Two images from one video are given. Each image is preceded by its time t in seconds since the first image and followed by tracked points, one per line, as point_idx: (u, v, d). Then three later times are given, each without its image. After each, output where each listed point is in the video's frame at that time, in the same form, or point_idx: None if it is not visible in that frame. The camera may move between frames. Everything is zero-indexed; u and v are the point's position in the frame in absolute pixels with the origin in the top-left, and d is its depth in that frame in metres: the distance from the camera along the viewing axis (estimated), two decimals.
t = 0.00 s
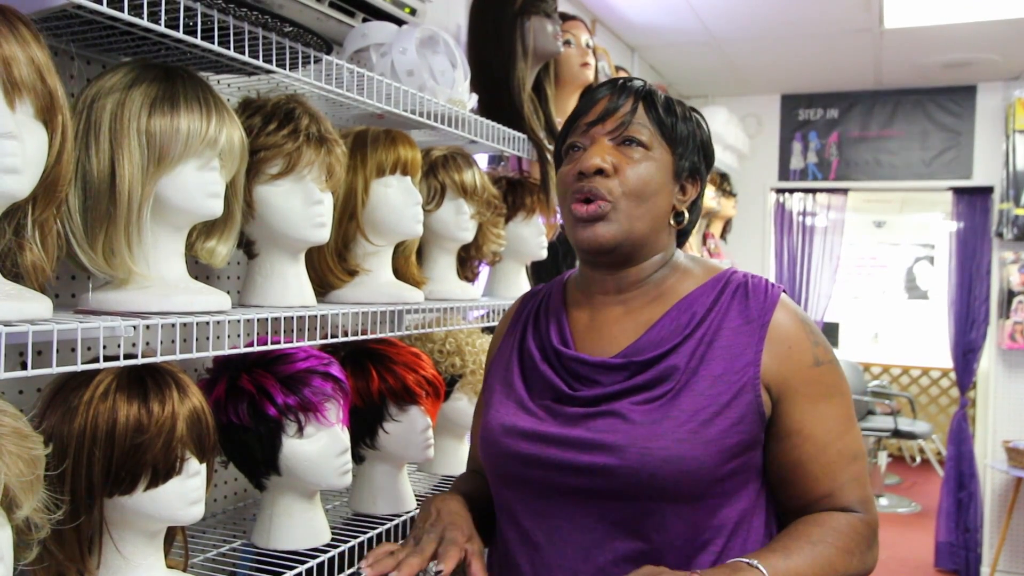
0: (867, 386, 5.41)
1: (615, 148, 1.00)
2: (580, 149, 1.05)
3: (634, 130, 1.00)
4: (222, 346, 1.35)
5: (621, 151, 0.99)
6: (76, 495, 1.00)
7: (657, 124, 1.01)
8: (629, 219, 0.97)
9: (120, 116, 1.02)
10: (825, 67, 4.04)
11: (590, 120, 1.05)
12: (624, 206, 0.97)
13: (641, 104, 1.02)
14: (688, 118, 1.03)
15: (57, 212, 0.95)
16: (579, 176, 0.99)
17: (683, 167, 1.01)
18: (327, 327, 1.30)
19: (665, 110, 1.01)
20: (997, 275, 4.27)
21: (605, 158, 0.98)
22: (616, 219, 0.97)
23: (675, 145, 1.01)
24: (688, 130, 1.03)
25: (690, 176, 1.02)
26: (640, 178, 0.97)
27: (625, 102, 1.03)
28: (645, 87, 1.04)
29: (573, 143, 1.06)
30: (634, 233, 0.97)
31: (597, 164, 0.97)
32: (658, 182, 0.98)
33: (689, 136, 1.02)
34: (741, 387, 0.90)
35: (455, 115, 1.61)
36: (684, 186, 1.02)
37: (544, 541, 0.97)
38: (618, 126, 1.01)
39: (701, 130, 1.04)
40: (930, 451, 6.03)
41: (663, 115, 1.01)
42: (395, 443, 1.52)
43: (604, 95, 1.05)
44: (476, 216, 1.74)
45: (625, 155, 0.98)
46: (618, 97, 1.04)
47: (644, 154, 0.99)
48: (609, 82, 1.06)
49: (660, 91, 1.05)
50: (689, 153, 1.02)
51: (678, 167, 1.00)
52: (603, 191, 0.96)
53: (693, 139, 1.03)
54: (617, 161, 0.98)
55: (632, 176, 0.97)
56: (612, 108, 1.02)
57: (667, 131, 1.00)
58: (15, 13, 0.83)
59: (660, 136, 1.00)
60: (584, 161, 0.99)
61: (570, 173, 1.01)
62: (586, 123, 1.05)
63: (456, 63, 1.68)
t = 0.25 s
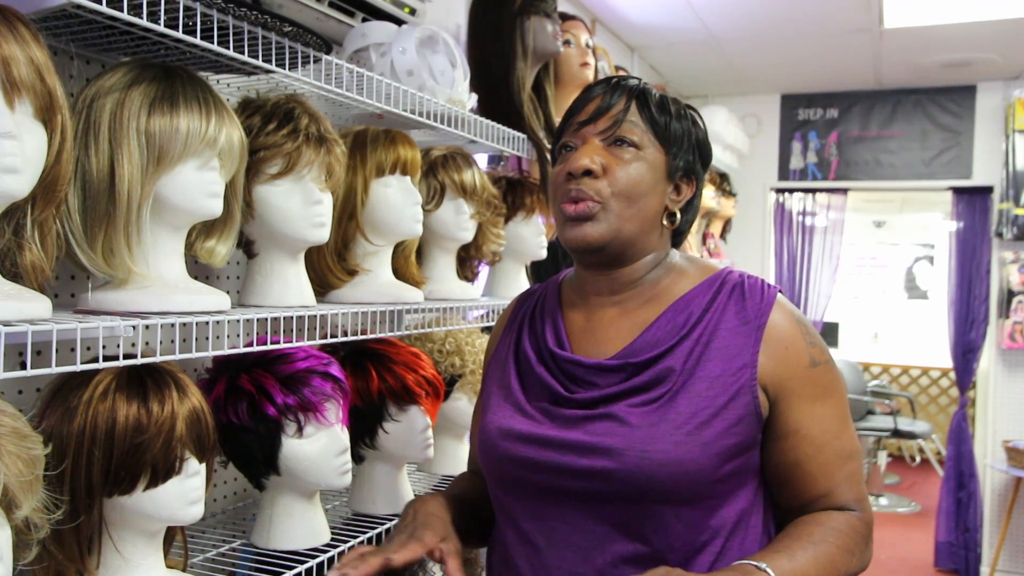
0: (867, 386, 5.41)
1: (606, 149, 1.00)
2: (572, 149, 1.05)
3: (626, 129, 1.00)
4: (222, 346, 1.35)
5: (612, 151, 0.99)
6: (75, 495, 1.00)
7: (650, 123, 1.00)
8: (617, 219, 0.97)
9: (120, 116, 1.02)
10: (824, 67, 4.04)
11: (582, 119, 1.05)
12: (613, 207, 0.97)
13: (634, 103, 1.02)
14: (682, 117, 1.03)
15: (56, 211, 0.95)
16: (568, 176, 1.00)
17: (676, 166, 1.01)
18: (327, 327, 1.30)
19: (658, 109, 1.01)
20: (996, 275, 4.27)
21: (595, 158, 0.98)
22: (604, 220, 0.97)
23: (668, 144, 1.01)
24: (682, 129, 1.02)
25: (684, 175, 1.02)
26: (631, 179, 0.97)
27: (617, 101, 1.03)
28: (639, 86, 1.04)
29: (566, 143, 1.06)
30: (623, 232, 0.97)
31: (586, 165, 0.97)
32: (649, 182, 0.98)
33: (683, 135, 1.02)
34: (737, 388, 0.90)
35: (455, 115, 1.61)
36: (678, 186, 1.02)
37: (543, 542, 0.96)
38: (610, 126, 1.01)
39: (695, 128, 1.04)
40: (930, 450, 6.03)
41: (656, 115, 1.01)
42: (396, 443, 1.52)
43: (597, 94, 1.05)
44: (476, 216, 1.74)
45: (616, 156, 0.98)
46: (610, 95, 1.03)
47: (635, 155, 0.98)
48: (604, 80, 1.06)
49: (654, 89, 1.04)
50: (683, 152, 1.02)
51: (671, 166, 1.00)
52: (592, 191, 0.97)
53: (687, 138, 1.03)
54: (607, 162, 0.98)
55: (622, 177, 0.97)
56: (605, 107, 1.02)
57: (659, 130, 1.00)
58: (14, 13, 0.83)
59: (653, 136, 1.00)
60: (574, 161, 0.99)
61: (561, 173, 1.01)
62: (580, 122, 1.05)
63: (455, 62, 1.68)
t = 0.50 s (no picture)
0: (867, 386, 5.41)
1: (587, 152, 0.99)
2: (556, 152, 1.04)
3: (608, 133, 0.99)
4: (221, 346, 1.35)
5: (594, 155, 0.99)
6: (75, 495, 1.00)
7: (634, 125, 1.00)
8: (600, 221, 0.96)
9: (119, 116, 1.02)
10: (824, 67, 4.04)
11: (566, 122, 1.04)
12: (597, 209, 0.96)
13: (617, 104, 1.01)
14: (667, 114, 1.02)
15: (55, 211, 0.95)
16: (549, 181, 0.99)
17: (663, 165, 1.00)
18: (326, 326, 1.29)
19: (642, 109, 1.00)
20: (996, 275, 4.27)
21: (575, 163, 0.98)
22: (587, 223, 0.96)
23: (653, 144, 1.00)
24: (667, 127, 1.02)
25: (671, 173, 1.01)
26: (613, 183, 0.97)
27: (601, 101, 1.02)
28: (622, 85, 1.03)
29: (550, 147, 1.05)
30: (606, 234, 0.97)
31: (566, 171, 0.97)
32: (632, 183, 0.98)
33: (669, 132, 1.01)
34: (732, 388, 0.91)
35: (454, 114, 1.61)
36: (666, 185, 1.01)
37: (542, 543, 0.96)
38: (591, 129, 1.00)
39: (681, 125, 1.03)
40: (930, 450, 6.03)
41: (639, 115, 1.00)
42: (395, 443, 1.52)
43: (583, 95, 1.04)
44: (476, 216, 1.74)
45: (598, 159, 0.98)
46: (594, 96, 1.02)
47: (617, 158, 0.98)
48: (589, 80, 1.05)
49: (638, 88, 1.03)
50: (669, 150, 1.01)
51: (657, 165, 1.00)
52: (574, 196, 0.96)
53: (673, 136, 1.02)
54: (588, 166, 0.97)
55: (605, 181, 0.97)
56: (587, 110, 1.01)
57: (643, 131, 0.99)
58: (13, 12, 0.83)
59: (637, 137, 1.00)
60: (555, 166, 0.98)
61: (544, 177, 1.01)
62: (562, 126, 1.04)
63: (455, 62, 1.68)
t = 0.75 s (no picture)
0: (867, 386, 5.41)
1: (579, 159, 0.98)
2: (547, 159, 1.03)
3: (598, 138, 0.98)
4: (221, 346, 1.35)
5: (586, 161, 0.98)
6: (75, 495, 1.00)
7: (624, 128, 0.99)
8: (594, 226, 0.96)
9: (119, 116, 1.02)
10: (824, 67, 4.03)
11: (555, 130, 1.02)
12: (591, 216, 0.96)
13: (607, 106, 1.00)
14: (656, 113, 1.01)
15: (55, 211, 0.95)
16: (542, 191, 0.98)
17: (655, 166, 1.00)
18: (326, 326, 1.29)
19: (631, 110, 0.99)
20: (997, 275, 4.27)
21: (568, 172, 0.97)
22: (583, 231, 0.96)
23: (644, 146, 0.99)
24: (656, 126, 1.01)
25: (663, 173, 1.01)
26: (608, 189, 0.96)
27: (590, 104, 1.00)
28: (611, 86, 1.02)
29: (540, 153, 1.04)
30: (600, 238, 0.97)
31: (560, 180, 0.96)
32: (625, 188, 0.97)
33: (659, 131, 1.01)
34: (729, 386, 0.91)
35: (454, 114, 1.61)
36: (658, 186, 1.01)
37: (542, 542, 0.96)
38: (582, 135, 0.99)
39: (672, 123, 1.03)
40: (930, 450, 6.03)
41: (628, 117, 0.99)
42: (395, 442, 1.52)
43: (572, 98, 1.03)
44: (476, 216, 1.74)
45: (589, 165, 0.97)
46: (584, 99, 1.01)
47: (610, 163, 0.97)
48: (578, 81, 1.04)
49: (627, 88, 1.02)
50: (660, 149, 1.00)
51: (649, 167, 0.99)
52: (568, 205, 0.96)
53: (663, 136, 1.01)
54: (581, 173, 0.97)
55: (599, 188, 0.96)
56: (577, 114, 1.00)
57: (634, 134, 0.98)
58: (12, 12, 0.83)
59: (628, 140, 0.99)
60: (547, 175, 0.98)
61: (536, 186, 1.00)
62: (552, 132, 1.03)
63: (455, 62, 1.68)
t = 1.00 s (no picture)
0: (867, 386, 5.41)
1: (587, 168, 0.98)
2: (553, 165, 1.03)
3: (606, 146, 0.98)
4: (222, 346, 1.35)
5: (593, 170, 0.98)
6: (75, 495, 1.00)
7: (631, 132, 0.98)
8: (605, 238, 0.97)
9: (120, 116, 1.02)
10: (825, 67, 4.03)
11: (562, 136, 1.01)
12: (601, 227, 0.96)
13: (613, 110, 0.99)
14: (663, 115, 1.00)
15: (56, 212, 0.95)
16: (551, 202, 0.98)
17: (662, 169, 1.00)
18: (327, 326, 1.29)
19: (638, 113, 0.99)
20: (997, 275, 4.27)
21: (576, 181, 0.97)
22: (593, 242, 0.97)
23: (650, 151, 0.99)
24: (662, 127, 1.00)
25: (669, 175, 1.01)
26: (617, 199, 0.96)
27: (597, 109, 0.99)
28: (618, 88, 1.01)
29: (547, 159, 1.03)
30: (612, 251, 0.98)
31: (569, 191, 0.96)
32: (633, 196, 0.97)
33: (666, 133, 1.00)
34: (734, 383, 0.91)
35: (454, 115, 1.61)
36: (664, 188, 1.01)
37: (543, 541, 0.96)
38: (590, 142, 0.98)
39: (679, 123, 1.02)
40: (930, 450, 6.03)
41: (635, 120, 0.98)
42: (395, 443, 1.52)
43: (579, 101, 1.01)
44: (476, 217, 1.74)
45: (597, 174, 0.97)
46: (591, 103, 1.00)
47: (617, 172, 0.97)
48: (584, 83, 1.02)
49: (633, 89, 1.01)
50: (666, 151, 1.00)
51: (655, 171, 0.99)
52: (578, 217, 0.96)
53: (669, 137, 1.00)
54: (589, 182, 0.97)
55: (608, 198, 0.96)
56: (585, 120, 0.99)
57: (641, 139, 0.98)
58: (13, 12, 0.83)
59: (635, 145, 0.98)
60: (556, 186, 0.97)
61: (545, 195, 1.00)
62: (558, 138, 1.02)
63: (455, 62, 1.67)
